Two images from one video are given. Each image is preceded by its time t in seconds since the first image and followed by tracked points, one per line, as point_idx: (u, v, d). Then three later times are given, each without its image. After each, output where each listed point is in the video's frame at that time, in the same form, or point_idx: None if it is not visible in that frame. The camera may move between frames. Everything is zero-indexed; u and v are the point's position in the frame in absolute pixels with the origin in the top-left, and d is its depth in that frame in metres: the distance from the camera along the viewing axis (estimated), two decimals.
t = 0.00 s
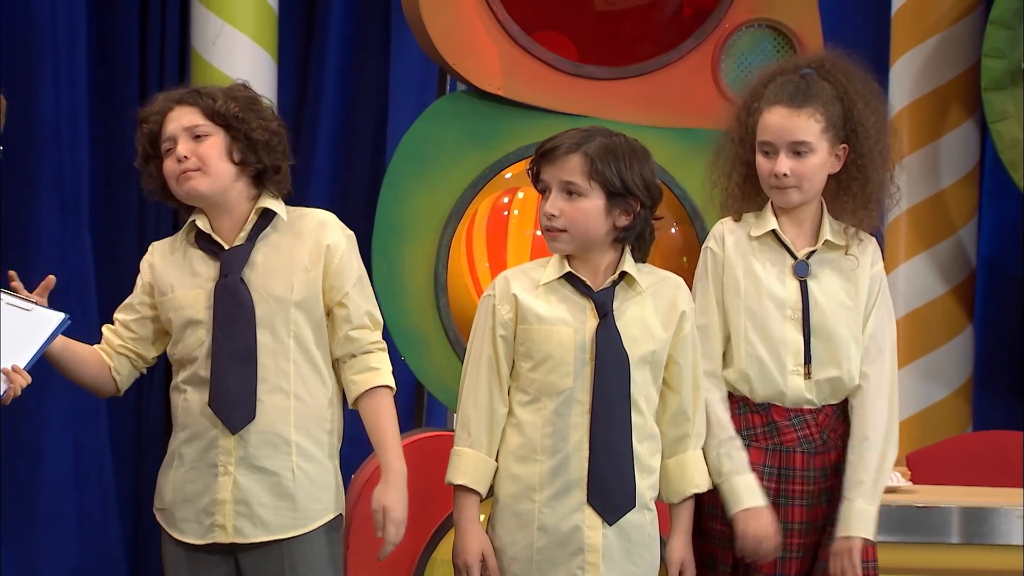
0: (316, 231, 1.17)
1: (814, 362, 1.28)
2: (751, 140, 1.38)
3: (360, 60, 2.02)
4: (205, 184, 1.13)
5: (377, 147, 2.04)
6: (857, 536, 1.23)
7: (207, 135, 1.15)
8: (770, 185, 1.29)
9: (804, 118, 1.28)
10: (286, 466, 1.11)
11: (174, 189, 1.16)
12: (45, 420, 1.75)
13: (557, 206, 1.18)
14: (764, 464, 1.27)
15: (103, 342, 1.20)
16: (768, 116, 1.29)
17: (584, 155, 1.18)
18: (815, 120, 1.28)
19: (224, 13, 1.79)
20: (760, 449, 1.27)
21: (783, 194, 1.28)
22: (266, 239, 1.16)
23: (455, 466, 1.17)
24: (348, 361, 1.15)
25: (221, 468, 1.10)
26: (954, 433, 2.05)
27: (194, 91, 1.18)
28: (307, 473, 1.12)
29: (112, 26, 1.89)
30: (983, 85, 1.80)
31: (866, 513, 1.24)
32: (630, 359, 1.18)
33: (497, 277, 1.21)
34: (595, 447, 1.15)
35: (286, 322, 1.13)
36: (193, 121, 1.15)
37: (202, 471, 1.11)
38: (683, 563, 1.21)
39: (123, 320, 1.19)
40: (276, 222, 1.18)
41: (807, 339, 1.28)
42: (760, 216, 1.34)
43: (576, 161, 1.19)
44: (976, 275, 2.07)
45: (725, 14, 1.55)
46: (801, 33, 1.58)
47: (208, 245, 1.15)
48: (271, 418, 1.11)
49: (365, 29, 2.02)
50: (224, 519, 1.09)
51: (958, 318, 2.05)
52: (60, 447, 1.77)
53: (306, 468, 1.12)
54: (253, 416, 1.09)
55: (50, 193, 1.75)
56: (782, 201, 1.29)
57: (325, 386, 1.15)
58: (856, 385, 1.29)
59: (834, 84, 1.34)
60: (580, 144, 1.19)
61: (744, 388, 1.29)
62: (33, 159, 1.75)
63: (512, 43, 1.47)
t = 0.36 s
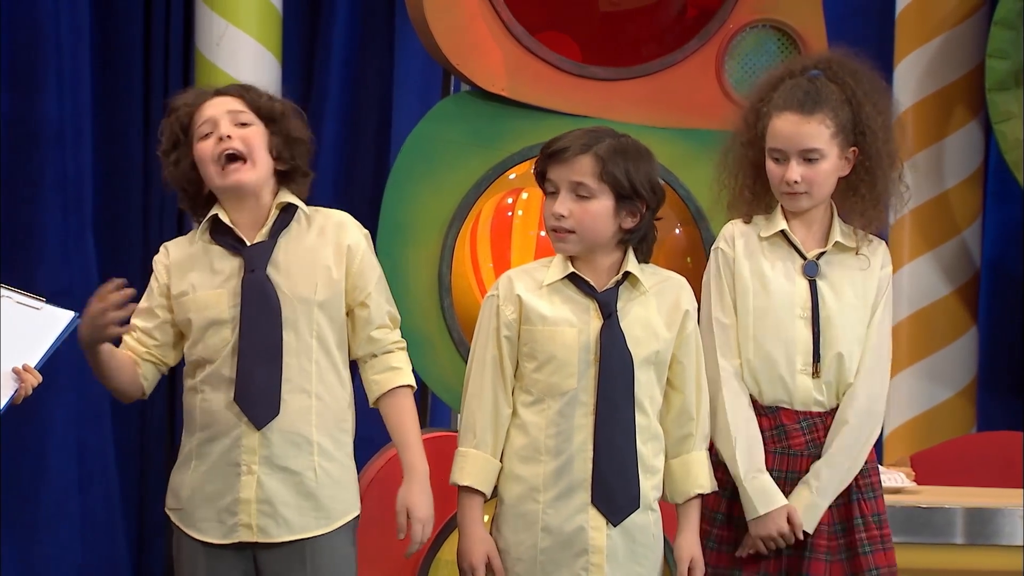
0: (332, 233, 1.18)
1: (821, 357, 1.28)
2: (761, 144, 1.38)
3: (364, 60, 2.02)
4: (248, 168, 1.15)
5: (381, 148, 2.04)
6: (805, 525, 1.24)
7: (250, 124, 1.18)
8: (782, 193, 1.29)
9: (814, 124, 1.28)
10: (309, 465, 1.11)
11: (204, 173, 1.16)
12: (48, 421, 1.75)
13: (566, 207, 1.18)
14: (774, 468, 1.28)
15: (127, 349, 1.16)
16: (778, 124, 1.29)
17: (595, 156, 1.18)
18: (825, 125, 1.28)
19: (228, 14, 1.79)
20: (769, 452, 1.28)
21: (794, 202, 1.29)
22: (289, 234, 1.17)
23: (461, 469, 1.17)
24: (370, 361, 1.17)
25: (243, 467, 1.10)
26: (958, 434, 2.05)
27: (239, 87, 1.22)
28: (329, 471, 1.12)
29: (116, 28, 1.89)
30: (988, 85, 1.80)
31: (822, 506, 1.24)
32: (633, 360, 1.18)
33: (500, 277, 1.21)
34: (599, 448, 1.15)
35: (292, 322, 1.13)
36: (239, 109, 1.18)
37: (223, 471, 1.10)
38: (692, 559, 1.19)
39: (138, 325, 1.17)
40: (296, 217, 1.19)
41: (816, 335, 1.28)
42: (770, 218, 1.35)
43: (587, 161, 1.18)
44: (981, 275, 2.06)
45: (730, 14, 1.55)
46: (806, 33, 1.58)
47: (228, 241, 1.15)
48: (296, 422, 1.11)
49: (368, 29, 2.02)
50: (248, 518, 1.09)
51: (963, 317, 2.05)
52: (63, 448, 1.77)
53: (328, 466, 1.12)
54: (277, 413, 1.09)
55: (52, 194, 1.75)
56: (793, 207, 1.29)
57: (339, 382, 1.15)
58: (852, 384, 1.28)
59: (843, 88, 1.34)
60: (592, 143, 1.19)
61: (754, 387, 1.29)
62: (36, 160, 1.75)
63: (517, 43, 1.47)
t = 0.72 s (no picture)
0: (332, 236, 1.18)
1: (821, 360, 1.28)
2: (763, 146, 1.38)
3: (364, 61, 2.02)
4: (286, 172, 1.16)
5: (382, 149, 2.04)
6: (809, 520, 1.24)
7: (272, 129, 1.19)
8: (781, 194, 1.29)
9: (813, 126, 1.28)
10: (323, 454, 1.11)
11: (240, 179, 1.15)
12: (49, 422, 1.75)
13: (606, 220, 1.17)
14: (774, 471, 1.28)
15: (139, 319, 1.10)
16: (777, 126, 1.29)
17: (629, 164, 1.19)
18: (824, 126, 1.28)
19: (228, 15, 1.79)
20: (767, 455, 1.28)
21: (794, 203, 1.29)
22: (305, 231, 1.18)
23: (463, 471, 1.17)
24: (373, 352, 1.17)
25: (257, 457, 1.09)
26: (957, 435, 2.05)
27: (252, 91, 1.22)
28: (341, 462, 1.12)
29: (116, 28, 1.89)
30: (988, 86, 1.80)
31: (834, 507, 1.24)
32: (635, 361, 1.18)
33: (498, 278, 1.22)
34: (601, 449, 1.15)
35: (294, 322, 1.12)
36: (263, 115, 1.18)
37: (237, 463, 1.10)
38: (692, 553, 1.19)
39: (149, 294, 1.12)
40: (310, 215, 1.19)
41: (816, 338, 1.28)
42: (772, 220, 1.35)
43: (622, 171, 1.18)
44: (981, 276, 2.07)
45: (730, 15, 1.55)
46: (807, 34, 1.58)
47: (245, 237, 1.15)
48: (304, 412, 1.11)
49: (369, 30, 2.02)
50: (263, 508, 1.08)
51: (963, 318, 2.04)
52: (64, 448, 1.77)
53: (340, 457, 1.12)
54: (298, 405, 1.10)
55: (52, 195, 1.74)
56: (792, 209, 1.30)
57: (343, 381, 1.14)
58: (862, 389, 1.28)
59: (844, 89, 1.34)
60: (619, 153, 1.18)
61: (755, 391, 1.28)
62: (37, 161, 1.75)
63: (518, 44, 1.47)
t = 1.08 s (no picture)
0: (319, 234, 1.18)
1: (823, 359, 1.28)
2: (762, 144, 1.39)
3: (364, 61, 2.03)
4: (253, 198, 1.13)
5: (382, 151, 2.04)
6: (807, 519, 1.24)
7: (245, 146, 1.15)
8: (777, 190, 1.30)
9: (809, 123, 1.28)
10: (327, 463, 1.11)
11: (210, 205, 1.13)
12: (50, 423, 1.75)
13: (600, 223, 1.16)
14: (775, 470, 1.28)
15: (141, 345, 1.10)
16: (775, 123, 1.30)
17: (623, 168, 1.18)
18: (820, 124, 1.29)
19: (229, 16, 1.79)
20: (771, 453, 1.28)
21: (790, 201, 1.29)
22: (297, 238, 1.17)
23: (468, 472, 1.16)
24: (370, 352, 1.17)
25: (262, 469, 1.09)
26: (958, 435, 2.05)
27: (224, 104, 1.17)
28: (344, 468, 1.13)
29: (116, 29, 1.89)
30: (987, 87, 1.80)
31: (829, 503, 1.23)
32: (636, 362, 1.18)
33: (497, 278, 1.21)
34: (603, 450, 1.15)
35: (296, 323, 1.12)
36: (232, 134, 1.14)
37: (243, 475, 1.10)
38: (686, 558, 1.19)
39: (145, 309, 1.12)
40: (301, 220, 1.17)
41: (818, 337, 1.28)
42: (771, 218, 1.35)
43: (616, 175, 1.17)
44: (981, 275, 2.06)
45: (730, 15, 1.55)
46: (806, 34, 1.58)
47: (236, 250, 1.14)
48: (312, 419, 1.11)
49: (369, 31, 2.02)
50: (269, 519, 1.09)
51: (963, 319, 2.05)
52: (65, 449, 1.77)
53: (343, 464, 1.13)
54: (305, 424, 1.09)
55: (53, 196, 1.75)
56: (788, 207, 1.30)
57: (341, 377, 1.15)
58: (859, 390, 1.28)
59: (844, 88, 1.34)
60: (616, 157, 1.18)
61: (755, 390, 1.29)
62: (37, 162, 1.75)
63: (518, 44, 1.47)
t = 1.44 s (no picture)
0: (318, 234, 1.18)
1: (822, 359, 1.28)
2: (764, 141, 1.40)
3: (365, 62, 2.03)
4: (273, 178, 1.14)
5: (382, 151, 2.05)
6: (803, 518, 1.25)
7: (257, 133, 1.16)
8: (775, 184, 1.31)
9: (808, 118, 1.30)
10: (313, 467, 1.11)
11: (228, 183, 1.12)
12: (50, 424, 1.75)
13: (573, 219, 1.17)
14: (772, 467, 1.28)
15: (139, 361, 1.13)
16: (775, 117, 1.32)
17: (599, 166, 1.18)
18: (819, 119, 1.30)
19: (229, 16, 1.79)
20: (767, 450, 1.29)
21: (787, 194, 1.30)
22: (286, 238, 1.16)
23: (463, 472, 1.17)
24: (367, 350, 1.18)
25: (247, 473, 1.09)
26: (957, 434, 2.06)
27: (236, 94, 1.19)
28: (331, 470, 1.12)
29: (117, 30, 1.89)
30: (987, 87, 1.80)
31: (825, 502, 1.24)
32: (633, 364, 1.18)
33: (497, 279, 1.22)
34: (599, 451, 1.15)
35: (296, 323, 1.13)
36: (248, 118, 1.16)
37: (227, 478, 1.09)
38: (688, 555, 1.19)
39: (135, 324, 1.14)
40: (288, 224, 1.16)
41: (816, 336, 1.28)
42: (772, 216, 1.35)
43: (591, 172, 1.18)
44: (981, 275, 2.07)
45: (730, 16, 1.56)
46: (806, 35, 1.58)
47: (224, 249, 1.13)
48: (297, 424, 1.11)
49: (369, 32, 2.02)
50: (254, 523, 1.09)
51: (963, 318, 2.05)
52: (65, 449, 1.77)
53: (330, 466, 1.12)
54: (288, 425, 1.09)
55: (54, 197, 1.75)
56: (786, 202, 1.31)
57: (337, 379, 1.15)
58: (857, 389, 1.29)
59: (846, 87, 1.35)
60: (596, 154, 1.18)
61: (752, 387, 1.30)
62: (38, 162, 1.75)
63: (517, 45, 1.47)
